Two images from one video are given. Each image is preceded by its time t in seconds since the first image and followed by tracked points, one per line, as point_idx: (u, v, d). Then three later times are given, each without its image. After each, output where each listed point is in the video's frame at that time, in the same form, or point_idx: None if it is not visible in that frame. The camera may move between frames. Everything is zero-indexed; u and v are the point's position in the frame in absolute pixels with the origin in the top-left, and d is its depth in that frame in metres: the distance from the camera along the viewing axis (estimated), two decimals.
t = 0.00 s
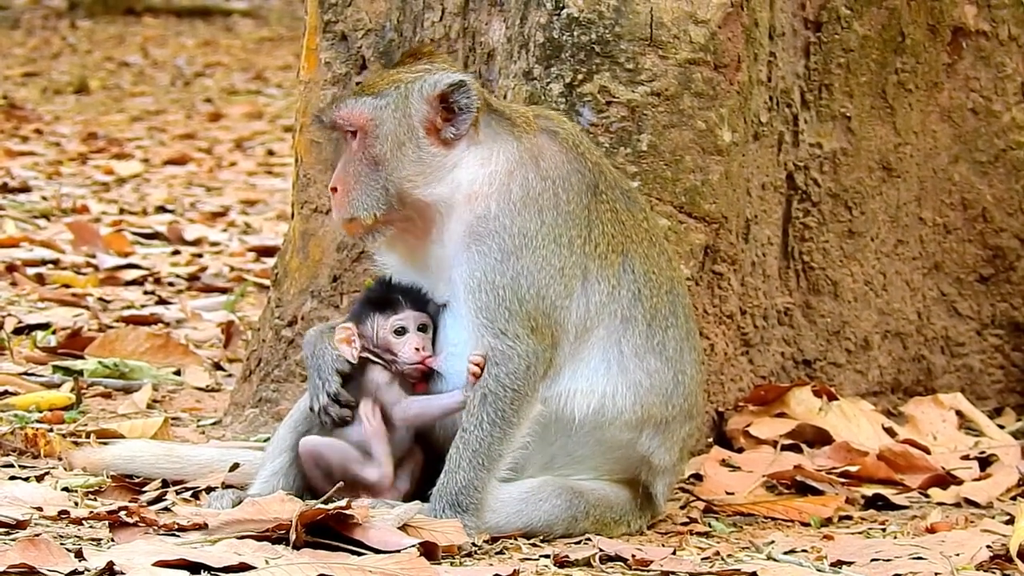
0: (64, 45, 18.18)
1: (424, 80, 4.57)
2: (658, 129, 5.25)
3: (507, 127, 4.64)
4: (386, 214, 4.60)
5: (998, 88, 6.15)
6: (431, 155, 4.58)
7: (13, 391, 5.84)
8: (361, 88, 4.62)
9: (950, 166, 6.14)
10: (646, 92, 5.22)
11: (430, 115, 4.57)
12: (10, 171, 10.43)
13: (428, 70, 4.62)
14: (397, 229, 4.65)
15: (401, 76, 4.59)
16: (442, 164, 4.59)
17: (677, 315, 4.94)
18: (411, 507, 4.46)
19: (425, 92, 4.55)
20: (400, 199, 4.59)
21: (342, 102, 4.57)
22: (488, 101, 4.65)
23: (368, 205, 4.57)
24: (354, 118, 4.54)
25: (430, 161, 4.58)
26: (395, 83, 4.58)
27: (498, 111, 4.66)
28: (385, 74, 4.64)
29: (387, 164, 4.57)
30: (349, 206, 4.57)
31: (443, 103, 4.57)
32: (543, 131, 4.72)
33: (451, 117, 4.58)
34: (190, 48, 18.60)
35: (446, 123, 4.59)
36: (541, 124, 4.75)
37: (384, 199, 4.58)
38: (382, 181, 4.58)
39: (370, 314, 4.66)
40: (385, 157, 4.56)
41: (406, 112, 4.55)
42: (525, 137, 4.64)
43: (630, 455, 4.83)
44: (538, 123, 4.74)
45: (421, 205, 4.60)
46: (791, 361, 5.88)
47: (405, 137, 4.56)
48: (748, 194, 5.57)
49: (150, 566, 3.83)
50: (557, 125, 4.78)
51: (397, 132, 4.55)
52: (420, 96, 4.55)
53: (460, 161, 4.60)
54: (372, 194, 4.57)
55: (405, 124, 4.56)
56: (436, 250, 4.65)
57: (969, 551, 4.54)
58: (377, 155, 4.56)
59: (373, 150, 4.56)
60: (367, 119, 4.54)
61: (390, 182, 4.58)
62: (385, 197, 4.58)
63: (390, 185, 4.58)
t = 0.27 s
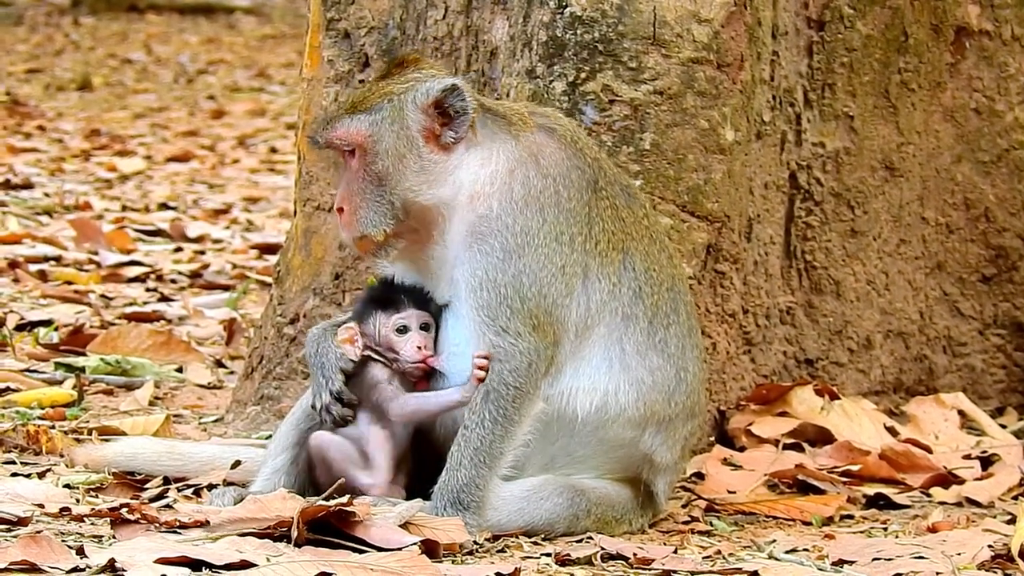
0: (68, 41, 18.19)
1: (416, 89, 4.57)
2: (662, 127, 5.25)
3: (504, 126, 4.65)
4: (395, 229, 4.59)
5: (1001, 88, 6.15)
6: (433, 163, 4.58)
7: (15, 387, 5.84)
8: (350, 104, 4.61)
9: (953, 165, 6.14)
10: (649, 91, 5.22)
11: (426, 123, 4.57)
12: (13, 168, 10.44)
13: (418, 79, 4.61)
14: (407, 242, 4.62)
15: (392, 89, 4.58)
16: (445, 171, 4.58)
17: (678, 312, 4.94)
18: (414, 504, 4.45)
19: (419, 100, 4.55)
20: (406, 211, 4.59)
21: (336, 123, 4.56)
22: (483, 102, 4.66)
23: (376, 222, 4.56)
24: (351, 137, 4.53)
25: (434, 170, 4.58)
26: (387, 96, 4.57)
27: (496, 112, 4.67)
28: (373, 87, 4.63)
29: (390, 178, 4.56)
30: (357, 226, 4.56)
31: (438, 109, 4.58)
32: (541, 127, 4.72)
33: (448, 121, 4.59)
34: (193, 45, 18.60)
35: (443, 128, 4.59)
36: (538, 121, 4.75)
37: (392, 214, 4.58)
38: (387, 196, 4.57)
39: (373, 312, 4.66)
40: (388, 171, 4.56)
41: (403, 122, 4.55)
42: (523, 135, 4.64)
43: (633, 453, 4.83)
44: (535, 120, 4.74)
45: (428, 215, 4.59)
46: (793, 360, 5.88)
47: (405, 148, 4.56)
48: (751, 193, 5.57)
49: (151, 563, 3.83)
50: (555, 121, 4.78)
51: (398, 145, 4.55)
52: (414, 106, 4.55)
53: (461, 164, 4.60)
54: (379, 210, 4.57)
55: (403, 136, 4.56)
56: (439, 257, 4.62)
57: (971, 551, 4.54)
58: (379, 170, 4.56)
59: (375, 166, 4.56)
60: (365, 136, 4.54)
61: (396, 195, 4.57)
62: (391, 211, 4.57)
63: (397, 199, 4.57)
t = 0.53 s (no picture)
0: (70, 39, 18.20)
1: (424, 92, 4.55)
2: (664, 125, 5.25)
3: (509, 125, 4.65)
4: (411, 235, 4.58)
5: (1003, 87, 6.15)
6: (445, 165, 4.57)
7: (17, 385, 5.85)
8: (355, 112, 4.56)
9: (955, 164, 6.14)
10: (651, 89, 5.21)
11: (436, 126, 4.56)
12: (15, 165, 10.44)
13: (426, 83, 4.59)
14: (420, 245, 4.61)
15: (401, 94, 4.55)
16: (457, 172, 4.58)
17: (681, 310, 4.94)
18: (415, 502, 4.46)
19: (428, 104, 4.54)
20: (420, 216, 4.57)
21: (346, 132, 4.51)
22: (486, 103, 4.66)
23: (392, 228, 4.55)
24: (363, 146, 4.50)
25: (447, 173, 4.57)
26: (395, 101, 4.54)
27: (500, 110, 4.66)
28: (376, 92, 4.59)
29: (404, 184, 4.55)
30: (373, 234, 4.53)
31: (448, 112, 4.57)
32: (544, 125, 4.73)
33: (457, 122, 4.59)
34: (195, 43, 18.61)
35: (452, 130, 4.59)
36: (541, 118, 4.75)
37: (408, 219, 4.56)
38: (402, 202, 4.56)
39: (379, 309, 4.68)
40: (403, 177, 4.54)
41: (414, 127, 4.54)
42: (526, 134, 4.65)
43: (636, 451, 4.83)
44: (538, 118, 4.74)
45: (442, 218, 4.58)
46: (795, 359, 5.89)
47: (418, 153, 4.55)
48: (753, 192, 5.57)
49: (153, 560, 3.84)
50: (557, 119, 4.78)
51: (411, 150, 4.54)
52: (425, 109, 4.54)
53: (470, 165, 4.59)
54: (394, 217, 4.55)
55: (416, 140, 4.54)
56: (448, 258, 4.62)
57: (972, 549, 4.54)
58: (393, 176, 4.54)
59: (388, 173, 4.54)
60: (378, 144, 4.51)
61: (411, 200, 4.56)
62: (407, 217, 4.56)
63: (412, 204, 4.56)
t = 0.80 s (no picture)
0: (69, 38, 18.19)
1: (425, 95, 4.56)
2: (662, 122, 5.25)
3: (507, 123, 4.64)
4: (417, 237, 4.59)
5: (1001, 82, 6.15)
6: (449, 167, 4.58)
7: (16, 384, 5.85)
8: (357, 116, 4.58)
9: (953, 160, 6.14)
10: (649, 86, 5.21)
11: (438, 127, 4.57)
12: (14, 164, 10.44)
13: (426, 85, 4.60)
14: (424, 247, 4.62)
15: (402, 98, 4.57)
16: (459, 173, 4.58)
17: (680, 306, 4.95)
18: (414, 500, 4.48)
19: (430, 106, 4.55)
20: (424, 218, 4.58)
21: (349, 136, 4.53)
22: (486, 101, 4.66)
23: (398, 232, 4.56)
24: (366, 150, 4.52)
25: (451, 174, 4.58)
26: (397, 105, 4.56)
27: (497, 109, 4.67)
28: (377, 95, 4.60)
29: (408, 187, 4.56)
30: (378, 237, 4.56)
31: (449, 113, 4.58)
32: (541, 122, 4.72)
33: (458, 123, 4.59)
34: (194, 41, 18.61)
35: (454, 131, 4.59)
36: (538, 116, 4.75)
37: (413, 222, 4.58)
38: (407, 205, 4.57)
39: (380, 305, 4.64)
40: (407, 180, 4.55)
41: (416, 130, 4.55)
42: (525, 131, 4.65)
43: (635, 448, 4.83)
44: (536, 115, 4.74)
45: (445, 220, 4.58)
46: (794, 355, 5.88)
47: (422, 156, 4.56)
48: (751, 188, 5.57)
49: (152, 559, 3.84)
50: (553, 116, 4.78)
51: (414, 153, 4.55)
52: (427, 112, 4.55)
53: (471, 165, 4.59)
54: (399, 220, 4.56)
55: (419, 143, 4.55)
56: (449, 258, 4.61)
57: (971, 545, 4.55)
58: (396, 179, 4.55)
59: (393, 177, 4.55)
60: (381, 148, 4.53)
61: (416, 203, 4.57)
62: (412, 221, 4.57)
63: (416, 207, 4.57)
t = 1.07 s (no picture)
0: (69, 37, 18.19)
1: (427, 96, 4.55)
2: (663, 122, 5.25)
3: (505, 125, 4.65)
4: (421, 240, 4.57)
5: (1002, 83, 6.15)
6: (452, 169, 4.57)
7: (17, 384, 5.84)
8: (357, 119, 4.54)
9: (954, 160, 6.14)
10: (650, 86, 5.21)
11: (440, 128, 4.56)
12: (14, 164, 10.43)
13: (427, 86, 4.59)
14: (426, 251, 4.60)
15: (404, 100, 4.54)
16: (462, 175, 4.57)
17: (680, 305, 4.96)
18: (414, 500, 4.47)
19: (432, 107, 4.54)
20: (429, 221, 4.56)
21: (351, 139, 4.49)
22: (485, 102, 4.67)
23: (402, 234, 4.54)
24: (370, 152, 4.49)
25: (455, 176, 4.56)
26: (399, 106, 4.53)
27: (494, 111, 4.67)
28: (378, 97, 4.57)
29: (412, 190, 4.53)
30: (383, 240, 4.53)
31: (451, 114, 4.57)
32: (539, 123, 4.73)
33: (460, 124, 4.58)
34: (194, 41, 18.61)
35: (455, 132, 4.59)
36: (536, 117, 4.76)
37: (417, 225, 4.55)
38: (411, 207, 4.54)
39: (376, 310, 4.62)
40: (411, 182, 4.53)
41: (419, 131, 4.53)
42: (524, 132, 4.66)
43: (635, 449, 4.83)
44: (533, 117, 4.75)
45: (449, 222, 4.57)
46: (795, 356, 5.88)
47: (426, 157, 4.54)
48: (752, 188, 5.57)
49: (153, 559, 3.84)
50: (551, 116, 4.79)
51: (417, 156, 4.53)
52: (430, 113, 4.54)
53: (472, 166, 4.58)
54: (404, 222, 4.54)
55: (423, 145, 4.53)
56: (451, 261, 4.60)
57: (972, 546, 4.55)
58: (400, 182, 4.53)
59: (397, 179, 4.53)
60: (385, 150, 4.50)
61: (420, 205, 4.54)
62: (416, 223, 4.55)
63: (420, 210, 4.55)
